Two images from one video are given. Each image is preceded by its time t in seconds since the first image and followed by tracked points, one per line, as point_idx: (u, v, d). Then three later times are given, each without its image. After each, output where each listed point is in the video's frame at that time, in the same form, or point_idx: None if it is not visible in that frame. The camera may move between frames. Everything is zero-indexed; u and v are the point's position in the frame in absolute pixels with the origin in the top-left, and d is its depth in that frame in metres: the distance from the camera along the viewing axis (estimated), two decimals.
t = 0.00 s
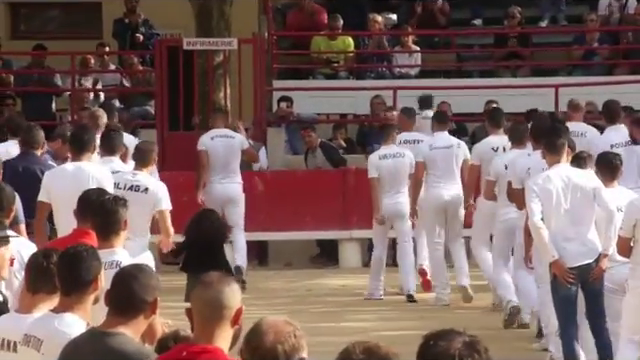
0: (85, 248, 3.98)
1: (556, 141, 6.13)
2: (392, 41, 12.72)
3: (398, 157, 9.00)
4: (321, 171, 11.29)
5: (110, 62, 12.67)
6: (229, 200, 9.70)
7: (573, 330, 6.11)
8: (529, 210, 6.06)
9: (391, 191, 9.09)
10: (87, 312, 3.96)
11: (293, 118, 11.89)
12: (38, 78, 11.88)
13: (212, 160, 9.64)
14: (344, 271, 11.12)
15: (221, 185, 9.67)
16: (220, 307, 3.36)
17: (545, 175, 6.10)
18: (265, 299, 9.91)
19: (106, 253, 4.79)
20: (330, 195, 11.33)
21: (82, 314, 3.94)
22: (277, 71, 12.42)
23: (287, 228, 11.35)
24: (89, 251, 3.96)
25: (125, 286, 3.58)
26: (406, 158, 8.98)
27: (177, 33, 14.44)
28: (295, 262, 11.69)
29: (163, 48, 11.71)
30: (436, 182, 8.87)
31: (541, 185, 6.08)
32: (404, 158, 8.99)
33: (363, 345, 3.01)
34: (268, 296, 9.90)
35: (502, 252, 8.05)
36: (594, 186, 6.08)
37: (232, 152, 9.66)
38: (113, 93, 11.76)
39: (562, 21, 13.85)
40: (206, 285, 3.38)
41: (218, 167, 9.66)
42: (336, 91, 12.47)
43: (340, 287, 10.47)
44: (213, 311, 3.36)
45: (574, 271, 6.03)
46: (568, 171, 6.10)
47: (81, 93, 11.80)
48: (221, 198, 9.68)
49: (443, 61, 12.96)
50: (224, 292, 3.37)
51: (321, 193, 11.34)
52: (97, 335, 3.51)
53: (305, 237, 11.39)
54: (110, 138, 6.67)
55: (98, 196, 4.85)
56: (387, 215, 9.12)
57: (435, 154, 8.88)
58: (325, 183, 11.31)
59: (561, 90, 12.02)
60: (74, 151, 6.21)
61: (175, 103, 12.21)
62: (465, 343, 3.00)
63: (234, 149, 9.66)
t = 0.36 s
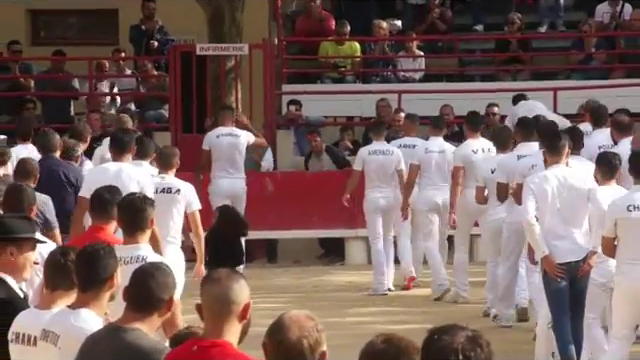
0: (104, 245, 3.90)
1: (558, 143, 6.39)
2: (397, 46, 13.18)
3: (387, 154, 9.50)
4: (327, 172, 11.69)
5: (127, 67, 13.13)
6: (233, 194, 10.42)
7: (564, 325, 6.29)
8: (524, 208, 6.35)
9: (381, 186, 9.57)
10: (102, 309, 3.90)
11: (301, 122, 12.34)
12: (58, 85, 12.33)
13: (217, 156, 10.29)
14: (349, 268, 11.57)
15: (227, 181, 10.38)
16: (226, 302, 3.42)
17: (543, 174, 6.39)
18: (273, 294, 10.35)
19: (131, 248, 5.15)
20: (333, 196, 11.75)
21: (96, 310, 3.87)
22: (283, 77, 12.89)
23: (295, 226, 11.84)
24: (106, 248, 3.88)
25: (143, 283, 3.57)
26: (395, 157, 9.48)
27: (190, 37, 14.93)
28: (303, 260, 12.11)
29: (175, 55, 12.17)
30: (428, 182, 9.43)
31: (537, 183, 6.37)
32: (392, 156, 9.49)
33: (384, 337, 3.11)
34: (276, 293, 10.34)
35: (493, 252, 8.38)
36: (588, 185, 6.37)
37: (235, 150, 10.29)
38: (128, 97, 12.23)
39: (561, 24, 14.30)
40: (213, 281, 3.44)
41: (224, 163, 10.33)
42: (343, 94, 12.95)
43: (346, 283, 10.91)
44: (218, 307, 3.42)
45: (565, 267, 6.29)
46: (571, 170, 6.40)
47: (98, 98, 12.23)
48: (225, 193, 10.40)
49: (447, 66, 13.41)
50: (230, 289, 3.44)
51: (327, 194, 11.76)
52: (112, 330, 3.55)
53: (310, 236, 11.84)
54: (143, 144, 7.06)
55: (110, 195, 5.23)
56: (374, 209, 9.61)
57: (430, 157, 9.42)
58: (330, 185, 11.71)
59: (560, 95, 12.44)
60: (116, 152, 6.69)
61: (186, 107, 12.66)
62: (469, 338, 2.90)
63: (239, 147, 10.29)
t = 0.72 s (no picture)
0: (118, 250, 4.01)
1: (561, 143, 6.58)
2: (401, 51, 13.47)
3: (384, 157, 9.81)
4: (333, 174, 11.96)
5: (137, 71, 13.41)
6: (239, 195, 10.70)
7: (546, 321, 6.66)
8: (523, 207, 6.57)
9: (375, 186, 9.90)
10: (113, 310, 3.99)
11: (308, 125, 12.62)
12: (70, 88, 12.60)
13: (225, 158, 10.50)
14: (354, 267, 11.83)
15: (233, 182, 10.65)
16: (235, 302, 3.49)
17: (545, 174, 6.58)
18: (279, 293, 10.61)
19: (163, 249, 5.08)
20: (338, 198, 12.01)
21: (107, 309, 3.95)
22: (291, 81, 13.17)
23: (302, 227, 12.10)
24: (120, 252, 3.98)
25: (154, 284, 3.69)
26: (393, 160, 9.81)
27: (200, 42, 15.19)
28: (309, 259, 12.37)
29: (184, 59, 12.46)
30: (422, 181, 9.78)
31: (539, 183, 6.56)
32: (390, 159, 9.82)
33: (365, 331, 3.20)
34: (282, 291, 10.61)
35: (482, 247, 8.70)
36: (587, 187, 6.58)
37: (242, 151, 10.52)
38: (138, 101, 12.52)
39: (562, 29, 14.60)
40: (220, 280, 3.53)
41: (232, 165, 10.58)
42: (348, 97, 13.23)
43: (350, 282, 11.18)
44: (229, 308, 3.49)
45: (556, 268, 6.55)
46: (573, 168, 6.61)
47: (110, 101, 12.51)
48: (231, 193, 10.68)
49: (450, 70, 13.69)
50: (238, 289, 3.51)
51: (332, 195, 12.02)
52: (122, 328, 3.66)
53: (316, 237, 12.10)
54: (165, 141, 7.53)
55: (115, 195, 5.24)
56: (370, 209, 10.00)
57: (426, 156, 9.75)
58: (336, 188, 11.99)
59: (561, 98, 12.71)
60: (140, 152, 6.96)
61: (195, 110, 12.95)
62: (473, 337, 3.09)
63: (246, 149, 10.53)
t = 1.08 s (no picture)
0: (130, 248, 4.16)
1: (553, 145, 6.92)
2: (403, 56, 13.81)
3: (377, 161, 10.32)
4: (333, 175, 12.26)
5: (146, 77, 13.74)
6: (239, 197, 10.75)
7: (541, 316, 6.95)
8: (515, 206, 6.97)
9: (369, 190, 10.43)
10: (125, 305, 4.14)
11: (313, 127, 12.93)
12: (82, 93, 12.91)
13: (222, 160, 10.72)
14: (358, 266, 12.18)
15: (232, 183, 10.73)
16: (243, 299, 3.71)
17: (537, 175, 6.94)
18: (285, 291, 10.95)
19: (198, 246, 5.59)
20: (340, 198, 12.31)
21: (119, 305, 4.11)
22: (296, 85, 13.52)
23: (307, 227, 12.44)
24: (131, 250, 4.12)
25: (161, 282, 3.88)
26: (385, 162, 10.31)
27: (207, 48, 15.53)
28: (314, 259, 12.71)
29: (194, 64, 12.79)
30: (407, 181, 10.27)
31: (531, 184, 6.93)
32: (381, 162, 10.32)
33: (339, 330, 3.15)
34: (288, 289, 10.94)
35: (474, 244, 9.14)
36: (578, 185, 6.90)
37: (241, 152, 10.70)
38: (148, 105, 12.85)
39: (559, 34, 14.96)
40: (228, 280, 3.73)
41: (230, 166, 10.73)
42: (352, 100, 13.58)
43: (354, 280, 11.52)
44: (235, 303, 3.71)
45: (547, 264, 6.83)
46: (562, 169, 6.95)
47: (121, 106, 12.82)
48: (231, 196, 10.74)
49: (451, 74, 14.03)
50: (246, 288, 3.72)
51: (335, 195, 12.32)
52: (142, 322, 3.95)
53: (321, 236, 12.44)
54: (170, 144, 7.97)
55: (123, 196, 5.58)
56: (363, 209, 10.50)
57: (408, 159, 10.25)
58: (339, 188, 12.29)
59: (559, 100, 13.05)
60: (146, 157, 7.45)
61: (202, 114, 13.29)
62: (474, 333, 3.05)
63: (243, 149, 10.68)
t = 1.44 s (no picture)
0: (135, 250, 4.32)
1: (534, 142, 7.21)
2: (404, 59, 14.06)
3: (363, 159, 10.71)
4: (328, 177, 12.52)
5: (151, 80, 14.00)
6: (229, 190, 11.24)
7: (536, 315, 7.13)
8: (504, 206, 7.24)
9: (357, 187, 10.83)
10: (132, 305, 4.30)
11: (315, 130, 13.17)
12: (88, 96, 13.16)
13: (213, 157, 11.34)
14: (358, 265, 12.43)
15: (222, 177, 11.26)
16: (247, 301, 3.81)
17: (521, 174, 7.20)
18: (288, 290, 11.19)
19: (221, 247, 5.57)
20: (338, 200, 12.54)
21: (127, 307, 4.27)
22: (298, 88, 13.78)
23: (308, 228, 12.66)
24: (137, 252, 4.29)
25: (168, 284, 4.04)
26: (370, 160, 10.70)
27: (211, 52, 15.81)
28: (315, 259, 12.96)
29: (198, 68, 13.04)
30: (393, 183, 10.54)
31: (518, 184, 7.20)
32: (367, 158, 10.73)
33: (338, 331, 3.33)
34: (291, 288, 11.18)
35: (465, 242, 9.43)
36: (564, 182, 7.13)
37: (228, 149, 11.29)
38: (153, 108, 13.09)
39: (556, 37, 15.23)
40: (235, 281, 3.83)
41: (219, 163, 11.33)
42: (353, 103, 13.84)
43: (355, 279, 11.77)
44: (241, 303, 3.81)
45: (537, 263, 7.07)
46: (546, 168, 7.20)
47: (126, 109, 13.06)
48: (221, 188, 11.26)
49: (450, 76, 14.28)
50: (251, 289, 3.82)
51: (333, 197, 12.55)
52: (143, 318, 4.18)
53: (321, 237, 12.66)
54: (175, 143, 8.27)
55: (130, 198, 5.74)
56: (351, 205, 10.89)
57: (396, 161, 10.49)
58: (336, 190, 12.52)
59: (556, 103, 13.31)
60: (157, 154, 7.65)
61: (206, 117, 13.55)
62: (475, 331, 3.31)
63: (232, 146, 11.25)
